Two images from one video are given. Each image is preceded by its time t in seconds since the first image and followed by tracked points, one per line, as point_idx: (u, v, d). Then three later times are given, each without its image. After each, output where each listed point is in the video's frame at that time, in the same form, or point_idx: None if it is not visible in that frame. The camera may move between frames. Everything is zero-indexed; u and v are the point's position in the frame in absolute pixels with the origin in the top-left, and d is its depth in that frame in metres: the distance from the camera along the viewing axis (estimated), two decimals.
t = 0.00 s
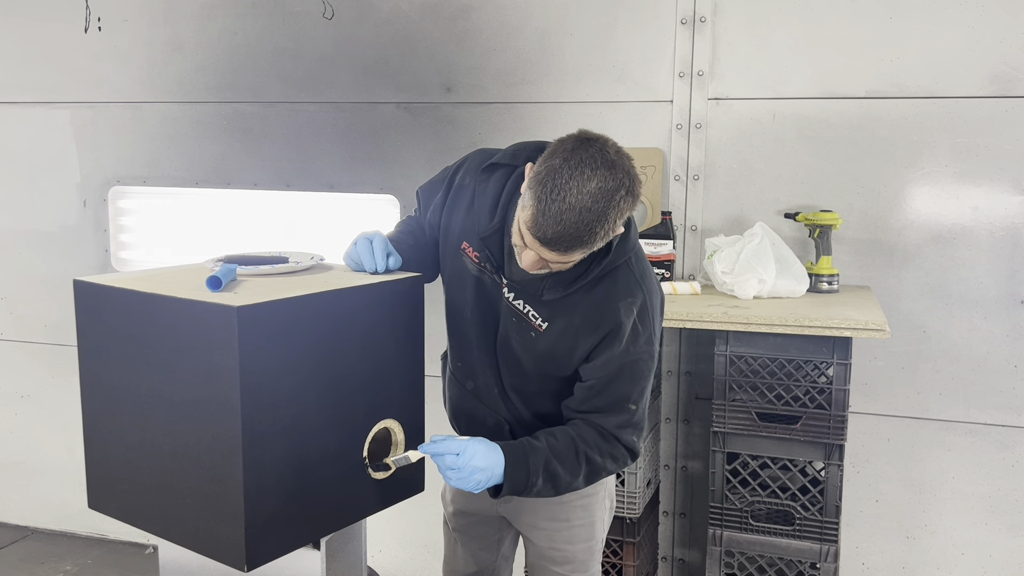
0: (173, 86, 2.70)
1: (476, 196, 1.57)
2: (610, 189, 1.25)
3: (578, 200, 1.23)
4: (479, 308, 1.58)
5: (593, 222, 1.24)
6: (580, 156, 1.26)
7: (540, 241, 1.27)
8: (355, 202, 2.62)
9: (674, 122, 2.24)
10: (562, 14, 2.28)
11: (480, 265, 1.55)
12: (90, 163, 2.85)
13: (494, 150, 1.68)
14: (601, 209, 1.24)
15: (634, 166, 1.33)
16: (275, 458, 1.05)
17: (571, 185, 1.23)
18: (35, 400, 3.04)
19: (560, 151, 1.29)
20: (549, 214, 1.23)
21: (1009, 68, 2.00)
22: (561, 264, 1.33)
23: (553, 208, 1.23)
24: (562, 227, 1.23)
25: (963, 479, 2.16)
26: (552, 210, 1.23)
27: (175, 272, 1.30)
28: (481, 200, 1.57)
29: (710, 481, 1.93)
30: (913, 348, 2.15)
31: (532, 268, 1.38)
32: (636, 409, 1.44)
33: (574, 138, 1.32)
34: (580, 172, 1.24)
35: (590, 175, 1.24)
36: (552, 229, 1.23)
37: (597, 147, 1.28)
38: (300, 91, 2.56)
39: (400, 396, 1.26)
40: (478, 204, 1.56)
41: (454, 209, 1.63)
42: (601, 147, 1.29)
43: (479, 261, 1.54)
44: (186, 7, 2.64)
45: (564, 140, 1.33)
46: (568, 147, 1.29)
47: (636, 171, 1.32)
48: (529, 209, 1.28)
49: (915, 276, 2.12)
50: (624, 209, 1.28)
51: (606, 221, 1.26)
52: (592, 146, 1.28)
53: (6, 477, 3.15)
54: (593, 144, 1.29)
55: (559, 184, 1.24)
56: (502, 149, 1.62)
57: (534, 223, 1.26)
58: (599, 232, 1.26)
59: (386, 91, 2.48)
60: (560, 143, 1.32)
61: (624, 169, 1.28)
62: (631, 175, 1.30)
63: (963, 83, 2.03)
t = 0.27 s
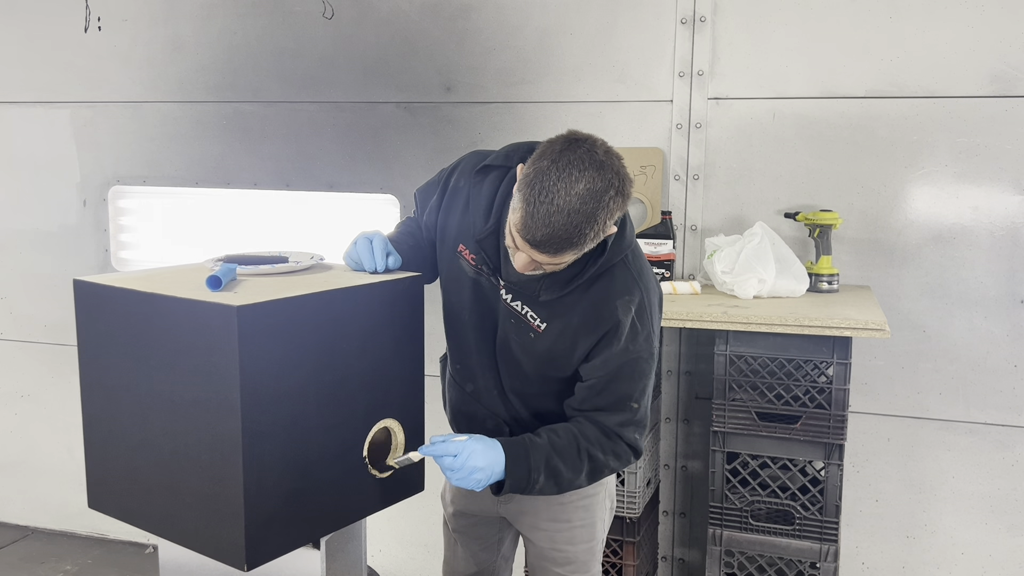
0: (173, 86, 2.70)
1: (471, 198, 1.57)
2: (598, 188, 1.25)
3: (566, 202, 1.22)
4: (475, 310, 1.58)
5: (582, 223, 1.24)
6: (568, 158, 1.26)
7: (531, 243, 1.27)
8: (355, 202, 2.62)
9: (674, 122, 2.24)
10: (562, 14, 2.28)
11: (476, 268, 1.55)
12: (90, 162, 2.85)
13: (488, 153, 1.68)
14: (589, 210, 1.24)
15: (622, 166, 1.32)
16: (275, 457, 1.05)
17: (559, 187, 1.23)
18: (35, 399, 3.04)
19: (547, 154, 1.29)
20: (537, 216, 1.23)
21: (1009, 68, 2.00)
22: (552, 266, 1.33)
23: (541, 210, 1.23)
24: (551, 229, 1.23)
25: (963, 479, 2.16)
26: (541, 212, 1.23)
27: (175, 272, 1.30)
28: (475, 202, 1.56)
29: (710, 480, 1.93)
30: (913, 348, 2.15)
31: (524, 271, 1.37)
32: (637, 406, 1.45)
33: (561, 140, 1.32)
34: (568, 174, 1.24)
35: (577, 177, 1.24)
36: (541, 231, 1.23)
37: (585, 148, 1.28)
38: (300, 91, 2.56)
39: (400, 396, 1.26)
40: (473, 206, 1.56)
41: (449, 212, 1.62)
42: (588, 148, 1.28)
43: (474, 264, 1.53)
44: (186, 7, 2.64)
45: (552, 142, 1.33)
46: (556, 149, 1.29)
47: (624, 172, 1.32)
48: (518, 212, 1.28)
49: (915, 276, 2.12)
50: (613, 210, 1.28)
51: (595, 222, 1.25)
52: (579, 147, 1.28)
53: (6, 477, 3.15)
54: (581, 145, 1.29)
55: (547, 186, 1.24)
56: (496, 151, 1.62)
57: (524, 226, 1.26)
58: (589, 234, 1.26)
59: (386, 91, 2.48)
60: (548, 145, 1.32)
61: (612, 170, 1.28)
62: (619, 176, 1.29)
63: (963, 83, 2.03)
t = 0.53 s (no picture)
0: (173, 86, 2.70)
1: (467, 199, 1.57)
2: (593, 189, 1.24)
3: (560, 202, 1.22)
4: (473, 312, 1.57)
5: (577, 224, 1.23)
6: (562, 159, 1.26)
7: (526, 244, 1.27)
8: (355, 202, 2.62)
9: (674, 122, 2.24)
10: (562, 14, 2.28)
11: (474, 269, 1.55)
12: (90, 163, 2.85)
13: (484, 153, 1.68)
14: (584, 210, 1.24)
15: (618, 166, 1.32)
16: (276, 458, 1.05)
17: (553, 188, 1.23)
18: (35, 399, 3.04)
19: (542, 154, 1.28)
20: (532, 217, 1.23)
21: (1009, 69, 2.00)
22: (548, 267, 1.33)
23: (536, 211, 1.23)
24: (546, 229, 1.23)
25: (963, 479, 2.16)
26: (535, 212, 1.23)
27: (174, 272, 1.30)
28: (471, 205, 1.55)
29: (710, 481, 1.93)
30: (913, 348, 2.15)
31: (520, 271, 1.37)
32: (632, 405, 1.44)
33: (557, 140, 1.32)
34: (562, 175, 1.24)
35: (572, 178, 1.24)
36: (536, 231, 1.23)
37: (579, 149, 1.28)
38: (300, 91, 2.56)
39: (400, 396, 1.26)
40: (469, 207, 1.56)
41: (447, 213, 1.62)
42: (583, 149, 1.28)
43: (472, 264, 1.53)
44: (186, 7, 2.63)
45: (547, 143, 1.33)
46: (550, 150, 1.29)
47: (620, 172, 1.32)
48: (514, 212, 1.28)
49: (915, 277, 2.12)
50: (608, 210, 1.28)
51: (590, 222, 1.25)
52: (574, 148, 1.28)
53: (6, 477, 3.15)
54: (576, 145, 1.29)
55: (542, 187, 1.24)
56: (492, 152, 1.61)
57: (519, 227, 1.25)
58: (584, 234, 1.25)
59: (386, 91, 2.48)
60: (543, 146, 1.32)
61: (606, 170, 1.27)
62: (614, 176, 1.29)
63: (964, 83, 2.03)
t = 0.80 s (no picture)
0: (173, 86, 2.70)
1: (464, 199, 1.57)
2: (589, 190, 1.24)
3: (557, 202, 1.22)
4: (471, 311, 1.58)
5: (572, 225, 1.23)
6: (559, 160, 1.26)
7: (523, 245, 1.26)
8: (355, 201, 2.62)
9: (674, 122, 2.24)
10: (562, 14, 2.28)
11: (471, 268, 1.55)
12: (90, 163, 2.85)
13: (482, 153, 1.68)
14: (580, 210, 1.23)
15: (614, 167, 1.32)
16: (277, 458, 1.05)
17: (549, 188, 1.23)
18: (35, 399, 3.04)
19: (539, 155, 1.28)
20: (528, 217, 1.23)
21: (1009, 69, 2.00)
22: (545, 267, 1.32)
23: (532, 210, 1.22)
24: (542, 229, 1.22)
25: (963, 479, 2.16)
26: (531, 212, 1.23)
27: (174, 272, 1.30)
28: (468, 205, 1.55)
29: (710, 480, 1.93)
30: (913, 348, 2.15)
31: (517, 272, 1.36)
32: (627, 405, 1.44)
33: (553, 141, 1.32)
34: (559, 175, 1.24)
35: (568, 178, 1.23)
36: (532, 233, 1.23)
37: (576, 150, 1.28)
38: (300, 91, 2.56)
39: (400, 396, 1.26)
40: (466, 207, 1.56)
41: (445, 212, 1.62)
42: (579, 150, 1.28)
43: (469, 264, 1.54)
44: (186, 7, 2.63)
45: (543, 144, 1.33)
46: (547, 151, 1.29)
47: (616, 173, 1.32)
48: (510, 213, 1.28)
49: (915, 276, 2.12)
50: (604, 211, 1.28)
51: (586, 224, 1.25)
52: (570, 149, 1.28)
53: (6, 477, 3.15)
54: (573, 146, 1.29)
55: (538, 187, 1.24)
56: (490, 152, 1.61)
57: (515, 227, 1.25)
58: (580, 235, 1.25)
59: (386, 90, 2.48)
60: (539, 148, 1.32)
61: (603, 171, 1.27)
62: (610, 177, 1.29)
63: (963, 83, 2.03)
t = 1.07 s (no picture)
0: (173, 86, 2.70)
1: (463, 199, 1.56)
2: (586, 197, 1.24)
3: (554, 210, 1.22)
4: (469, 312, 1.58)
5: (569, 232, 1.23)
6: (556, 166, 1.25)
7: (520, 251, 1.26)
8: (355, 201, 2.62)
9: (674, 122, 2.24)
10: (562, 14, 2.28)
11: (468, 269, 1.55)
12: (90, 163, 2.85)
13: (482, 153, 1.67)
14: (578, 218, 1.24)
15: (611, 173, 1.32)
16: (277, 458, 1.06)
17: (547, 196, 1.23)
18: (35, 399, 3.04)
19: (536, 161, 1.28)
20: (526, 224, 1.23)
21: (1009, 69, 2.00)
22: (542, 272, 1.32)
23: (530, 218, 1.22)
24: (540, 237, 1.23)
25: (963, 479, 2.16)
26: (529, 220, 1.23)
27: (174, 272, 1.30)
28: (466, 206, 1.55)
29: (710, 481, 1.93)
30: (913, 348, 2.15)
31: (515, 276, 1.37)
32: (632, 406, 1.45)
33: (550, 147, 1.31)
34: (556, 183, 1.23)
35: (566, 186, 1.23)
36: (529, 240, 1.23)
37: (573, 156, 1.27)
38: (300, 91, 2.56)
39: (400, 396, 1.26)
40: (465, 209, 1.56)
41: (444, 213, 1.62)
42: (576, 156, 1.28)
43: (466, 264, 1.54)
44: (186, 7, 2.63)
45: (540, 150, 1.32)
46: (544, 157, 1.28)
47: (613, 179, 1.31)
48: (507, 219, 1.28)
49: (915, 277, 2.12)
50: (601, 217, 1.28)
51: (583, 230, 1.25)
52: (567, 156, 1.27)
53: (6, 477, 3.15)
54: (570, 152, 1.28)
55: (535, 195, 1.23)
56: (489, 153, 1.61)
57: (513, 234, 1.25)
58: (577, 242, 1.25)
59: (386, 90, 2.48)
60: (536, 153, 1.32)
61: (600, 178, 1.27)
62: (607, 183, 1.29)
63: (963, 83, 2.03)
